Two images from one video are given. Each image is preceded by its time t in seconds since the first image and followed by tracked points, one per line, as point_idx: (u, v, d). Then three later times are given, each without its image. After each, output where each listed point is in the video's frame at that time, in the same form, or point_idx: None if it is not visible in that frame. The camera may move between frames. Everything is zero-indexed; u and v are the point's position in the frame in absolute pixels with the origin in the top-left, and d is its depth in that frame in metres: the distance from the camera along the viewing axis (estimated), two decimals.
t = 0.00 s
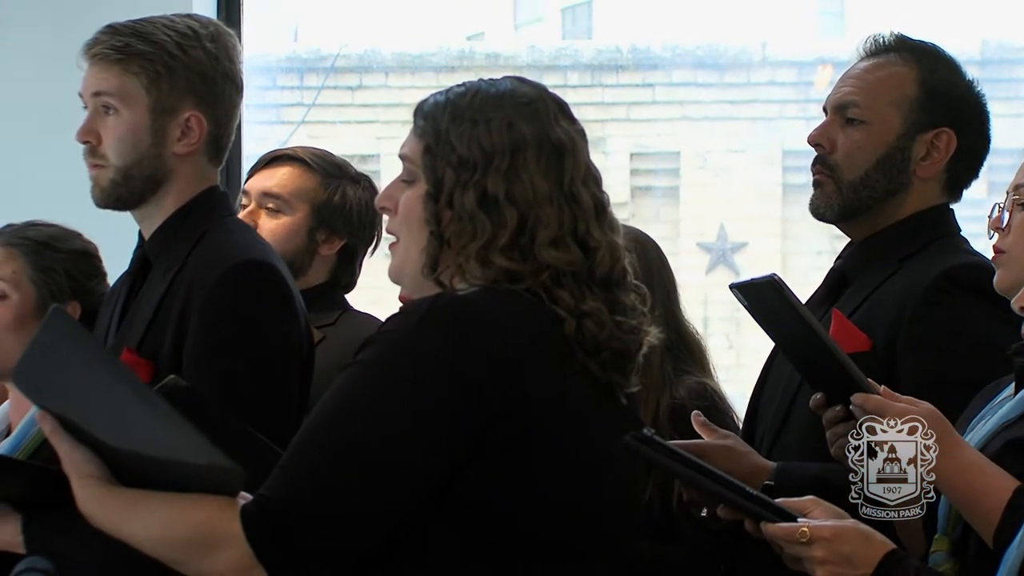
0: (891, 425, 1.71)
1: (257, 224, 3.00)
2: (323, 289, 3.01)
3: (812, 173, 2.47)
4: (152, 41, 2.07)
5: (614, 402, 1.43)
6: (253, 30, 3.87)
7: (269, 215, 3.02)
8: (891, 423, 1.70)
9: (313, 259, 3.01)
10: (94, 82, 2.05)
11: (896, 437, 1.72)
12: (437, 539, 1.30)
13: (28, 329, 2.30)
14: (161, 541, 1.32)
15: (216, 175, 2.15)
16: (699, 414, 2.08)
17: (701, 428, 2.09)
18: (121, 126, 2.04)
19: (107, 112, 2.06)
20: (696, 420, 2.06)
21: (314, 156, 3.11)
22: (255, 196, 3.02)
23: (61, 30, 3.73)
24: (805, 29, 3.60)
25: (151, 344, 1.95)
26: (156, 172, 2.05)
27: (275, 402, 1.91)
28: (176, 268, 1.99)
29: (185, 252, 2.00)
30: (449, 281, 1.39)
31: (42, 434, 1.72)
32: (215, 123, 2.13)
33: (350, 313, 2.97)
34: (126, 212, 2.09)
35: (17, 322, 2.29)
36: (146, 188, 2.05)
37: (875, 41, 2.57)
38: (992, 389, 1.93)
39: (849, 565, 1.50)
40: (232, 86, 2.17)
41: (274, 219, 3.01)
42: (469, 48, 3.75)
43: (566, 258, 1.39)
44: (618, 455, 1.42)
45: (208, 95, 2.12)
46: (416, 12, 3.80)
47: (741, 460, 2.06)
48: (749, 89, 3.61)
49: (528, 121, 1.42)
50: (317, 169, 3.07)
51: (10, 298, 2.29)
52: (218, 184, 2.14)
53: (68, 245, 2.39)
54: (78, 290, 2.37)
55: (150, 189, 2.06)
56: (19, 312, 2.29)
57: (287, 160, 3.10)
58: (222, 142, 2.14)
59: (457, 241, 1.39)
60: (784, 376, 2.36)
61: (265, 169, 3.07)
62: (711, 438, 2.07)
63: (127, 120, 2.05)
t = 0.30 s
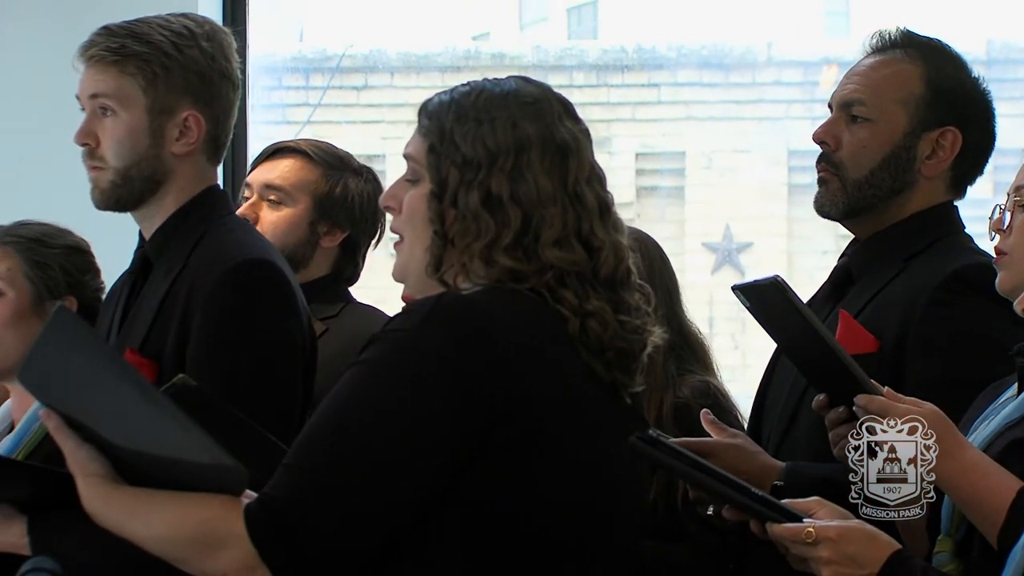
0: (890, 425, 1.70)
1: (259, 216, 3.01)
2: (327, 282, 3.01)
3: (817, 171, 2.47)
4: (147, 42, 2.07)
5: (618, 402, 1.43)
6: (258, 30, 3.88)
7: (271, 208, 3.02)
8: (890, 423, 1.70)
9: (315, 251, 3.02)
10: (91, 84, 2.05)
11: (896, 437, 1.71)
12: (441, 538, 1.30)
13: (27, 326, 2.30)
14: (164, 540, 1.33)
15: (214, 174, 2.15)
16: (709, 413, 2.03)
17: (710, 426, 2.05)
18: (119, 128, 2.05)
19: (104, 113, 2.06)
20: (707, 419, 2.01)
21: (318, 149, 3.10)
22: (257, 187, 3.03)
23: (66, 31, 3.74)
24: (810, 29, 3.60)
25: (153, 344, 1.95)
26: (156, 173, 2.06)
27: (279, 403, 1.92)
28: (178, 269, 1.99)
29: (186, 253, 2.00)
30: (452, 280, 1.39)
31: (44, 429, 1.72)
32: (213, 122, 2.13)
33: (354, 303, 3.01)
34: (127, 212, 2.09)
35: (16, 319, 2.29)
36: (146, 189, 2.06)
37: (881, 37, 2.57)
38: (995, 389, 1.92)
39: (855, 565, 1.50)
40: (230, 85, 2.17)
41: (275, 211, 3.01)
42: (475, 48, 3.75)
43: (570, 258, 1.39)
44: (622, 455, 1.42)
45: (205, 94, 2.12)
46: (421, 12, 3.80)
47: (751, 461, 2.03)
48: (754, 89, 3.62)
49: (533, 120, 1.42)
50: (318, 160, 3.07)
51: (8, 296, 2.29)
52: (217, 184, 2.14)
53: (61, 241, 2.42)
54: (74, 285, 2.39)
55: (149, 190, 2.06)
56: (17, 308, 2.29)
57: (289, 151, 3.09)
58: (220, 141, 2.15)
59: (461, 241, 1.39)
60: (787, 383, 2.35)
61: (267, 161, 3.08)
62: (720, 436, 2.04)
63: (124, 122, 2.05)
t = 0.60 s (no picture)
0: (891, 425, 1.72)
1: (269, 220, 3.02)
2: (335, 284, 3.01)
3: (818, 174, 2.47)
4: (145, 44, 2.06)
5: (624, 402, 1.43)
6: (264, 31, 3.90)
7: (280, 211, 3.03)
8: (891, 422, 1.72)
9: (325, 254, 3.02)
10: (91, 88, 2.05)
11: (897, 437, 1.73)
12: (448, 541, 1.31)
13: (29, 329, 2.32)
14: (171, 547, 1.33)
15: (218, 174, 2.15)
16: (715, 414, 2.03)
17: (715, 427, 2.05)
18: (120, 131, 2.05)
19: (105, 117, 2.06)
20: (712, 419, 2.02)
21: (326, 151, 3.11)
22: (266, 190, 3.04)
23: (74, 32, 3.75)
24: (816, 29, 3.60)
25: (159, 346, 1.95)
26: (159, 174, 2.06)
27: (286, 401, 1.92)
28: (183, 270, 2.00)
29: (191, 254, 2.01)
30: (457, 283, 1.39)
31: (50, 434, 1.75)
32: (214, 122, 2.13)
33: (363, 308, 3.02)
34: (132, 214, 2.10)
35: (18, 321, 2.31)
36: (151, 191, 2.06)
37: (881, 37, 2.56)
38: (1000, 392, 1.91)
39: (862, 567, 1.50)
40: (231, 84, 2.17)
41: (285, 214, 3.02)
42: (481, 48, 3.77)
43: (574, 257, 1.39)
44: (627, 458, 1.42)
45: (205, 93, 2.12)
46: (429, 12, 3.81)
47: (756, 463, 2.02)
48: (762, 89, 3.61)
49: (533, 121, 1.42)
50: (327, 163, 3.08)
51: (8, 301, 2.31)
52: (222, 183, 2.15)
53: (55, 241, 2.43)
54: (71, 284, 2.39)
55: (154, 192, 2.07)
56: (18, 311, 2.31)
57: (298, 154, 3.10)
58: (223, 140, 2.15)
59: (464, 242, 1.39)
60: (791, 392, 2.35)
61: (277, 164, 3.09)
62: (725, 438, 2.03)
63: (126, 124, 2.05)
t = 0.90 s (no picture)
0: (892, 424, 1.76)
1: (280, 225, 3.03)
2: (347, 287, 3.02)
3: (831, 176, 2.46)
4: (144, 46, 2.07)
5: (630, 400, 1.43)
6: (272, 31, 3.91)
7: (291, 217, 3.03)
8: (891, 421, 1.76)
9: (337, 258, 3.03)
10: (93, 93, 2.06)
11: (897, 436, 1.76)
12: (456, 542, 1.31)
13: (42, 328, 2.34)
14: (180, 547, 1.33)
15: (224, 174, 2.16)
16: (723, 411, 2.04)
17: (723, 424, 2.04)
18: (122, 135, 2.05)
19: (107, 121, 2.07)
20: (719, 415, 2.02)
21: (334, 155, 3.12)
22: (276, 197, 3.04)
23: (82, 34, 3.76)
24: (824, 29, 3.60)
25: (167, 347, 1.96)
26: (164, 176, 2.07)
27: (295, 399, 1.92)
28: (190, 271, 2.00)
29: (199, 254, 2.02)
30: (463, 285, 1.39)
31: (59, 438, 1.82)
32: (216, 122, 2.13)
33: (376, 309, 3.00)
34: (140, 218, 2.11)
35: (32, 321, 2.34)
36: (157, 193, 2.07)
37: (891, 37, 2.56)
38: (1006, 393, 1.91)
39: (869, 568, 1.49)
40: (233, 83, 2.17)
41: (296, 220, 3.02)
42: (490, 48, 3.78)
43: (579, 255, 1.39)
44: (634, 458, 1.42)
45: (206, 94, 2.12)
46: (438, 12, 3.82)
47: (763, 458, 2.01)
48: (770, 89, 3.63)
49: (533, 121, 1.42)
50: (336, 168, 3.08)
51: (21, 302, 2.34)
52: (228, 183, 2.15)
53: (67, 239, 2.43)
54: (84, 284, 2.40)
55: (160, 195, 2.07)
56: (30, 311, 2.34)
57: (306, 159, 3.11)
58: (227, 139, 2.15)
59: (469, 244, 1.39)
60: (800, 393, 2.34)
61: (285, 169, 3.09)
62: (732, 434, 2.03)
63: (128, 128, 2.06)
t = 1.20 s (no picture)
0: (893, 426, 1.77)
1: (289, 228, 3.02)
2: (357, 288, 3.03)
3: (845, 169, 2.46)
4: (147, 47, 2.07)
5: (638, 401, 1.43)
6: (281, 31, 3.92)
7: (299, 220, 3.03)
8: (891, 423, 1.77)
9: (347, 259, 3.03)
10: (98, 95, 2.07)
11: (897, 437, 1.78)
12: (463, 541, 1.31)
13: (56, 325, 2.33)
14: (188, 545, 1.34)
15: (230, 174, 2.16)
16: (730, 407, 2.06)
17: (732, 421, 2.05)
18: (127, 136, 2.06)
19: (112, 122, 2.07)
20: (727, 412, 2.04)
21: (340, 155, 3.12)
22: (283, 199, 3.05)
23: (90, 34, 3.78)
24: (832, 28, 3.61)
25: (174, 346, 1.97)
26: (169, 177, 2.07)
27: (301, 399, 1.93)
28: (198, 271, 2.01)
29: (206, 255, 2.02)
30: (471, 285, 1.39)
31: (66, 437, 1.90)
32: (221, 122, 2.13)
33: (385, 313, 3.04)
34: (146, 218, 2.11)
35: (48, 316, 2.32)
36: (162, 193, 2.07)
37: (911, 36, 2.55)
38: (1012, 391, 1.90)
39: (873, 566, 1.50)
40: (238, 83, 2.17)
41: (304, 223, 3.02)
42: (498, 48, 3.79)
43: (587, 257, 1.39)
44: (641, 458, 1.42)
45: (211, 93, 2.12)
46: (447, 12, 3.82)
47: (770, 455, 2.00)
48: (778, 89, 3.63)
49: (544, 121, 1.43)
50: (343, 168, 3.08)
51: (37, 297, 2.32)
52: (234, 183, 2.15)
53: (84, 239, 2.44)
54: (100, 283, 2.41)
55: (165, 195, 2.07)
56: (46, 306, 2.33)
57: (311, 159, 3.12)
58: (233, 139, 2.15)
59: (478, 244, 1.39)
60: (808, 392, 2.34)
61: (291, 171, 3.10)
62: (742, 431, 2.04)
63: (132, 128, 2.06)
